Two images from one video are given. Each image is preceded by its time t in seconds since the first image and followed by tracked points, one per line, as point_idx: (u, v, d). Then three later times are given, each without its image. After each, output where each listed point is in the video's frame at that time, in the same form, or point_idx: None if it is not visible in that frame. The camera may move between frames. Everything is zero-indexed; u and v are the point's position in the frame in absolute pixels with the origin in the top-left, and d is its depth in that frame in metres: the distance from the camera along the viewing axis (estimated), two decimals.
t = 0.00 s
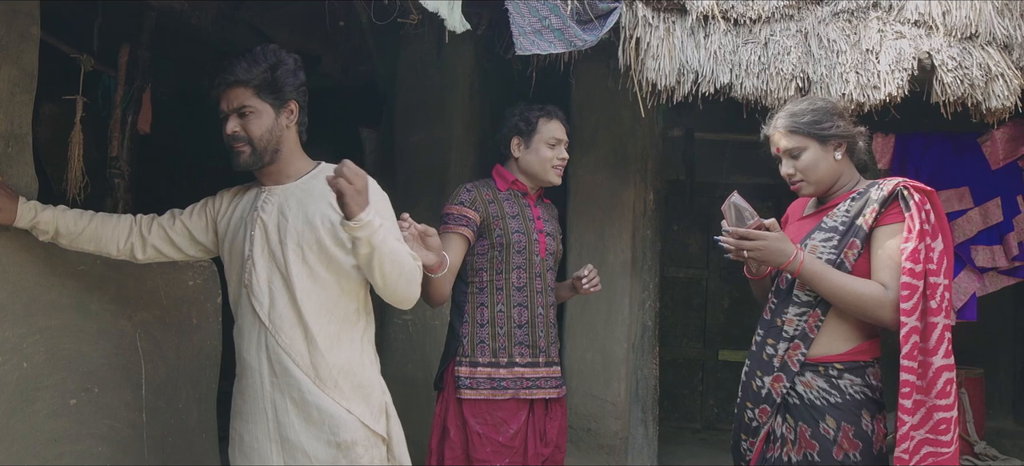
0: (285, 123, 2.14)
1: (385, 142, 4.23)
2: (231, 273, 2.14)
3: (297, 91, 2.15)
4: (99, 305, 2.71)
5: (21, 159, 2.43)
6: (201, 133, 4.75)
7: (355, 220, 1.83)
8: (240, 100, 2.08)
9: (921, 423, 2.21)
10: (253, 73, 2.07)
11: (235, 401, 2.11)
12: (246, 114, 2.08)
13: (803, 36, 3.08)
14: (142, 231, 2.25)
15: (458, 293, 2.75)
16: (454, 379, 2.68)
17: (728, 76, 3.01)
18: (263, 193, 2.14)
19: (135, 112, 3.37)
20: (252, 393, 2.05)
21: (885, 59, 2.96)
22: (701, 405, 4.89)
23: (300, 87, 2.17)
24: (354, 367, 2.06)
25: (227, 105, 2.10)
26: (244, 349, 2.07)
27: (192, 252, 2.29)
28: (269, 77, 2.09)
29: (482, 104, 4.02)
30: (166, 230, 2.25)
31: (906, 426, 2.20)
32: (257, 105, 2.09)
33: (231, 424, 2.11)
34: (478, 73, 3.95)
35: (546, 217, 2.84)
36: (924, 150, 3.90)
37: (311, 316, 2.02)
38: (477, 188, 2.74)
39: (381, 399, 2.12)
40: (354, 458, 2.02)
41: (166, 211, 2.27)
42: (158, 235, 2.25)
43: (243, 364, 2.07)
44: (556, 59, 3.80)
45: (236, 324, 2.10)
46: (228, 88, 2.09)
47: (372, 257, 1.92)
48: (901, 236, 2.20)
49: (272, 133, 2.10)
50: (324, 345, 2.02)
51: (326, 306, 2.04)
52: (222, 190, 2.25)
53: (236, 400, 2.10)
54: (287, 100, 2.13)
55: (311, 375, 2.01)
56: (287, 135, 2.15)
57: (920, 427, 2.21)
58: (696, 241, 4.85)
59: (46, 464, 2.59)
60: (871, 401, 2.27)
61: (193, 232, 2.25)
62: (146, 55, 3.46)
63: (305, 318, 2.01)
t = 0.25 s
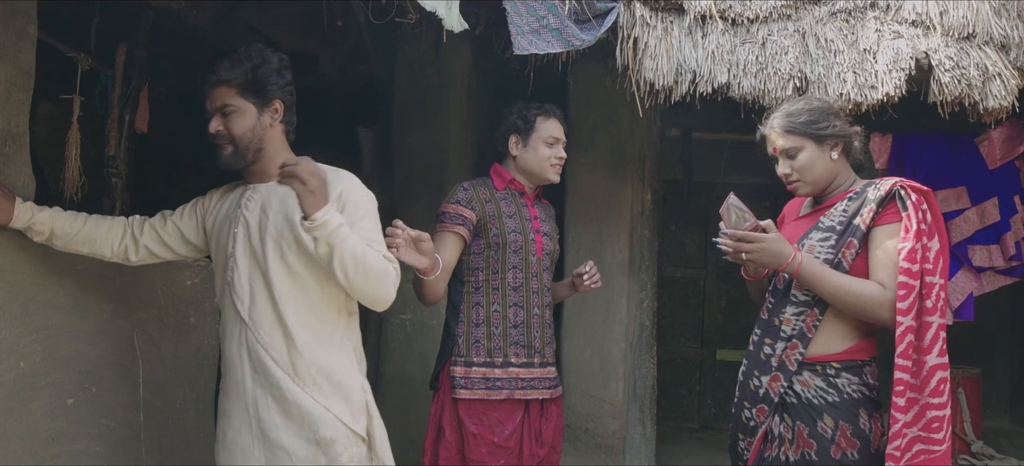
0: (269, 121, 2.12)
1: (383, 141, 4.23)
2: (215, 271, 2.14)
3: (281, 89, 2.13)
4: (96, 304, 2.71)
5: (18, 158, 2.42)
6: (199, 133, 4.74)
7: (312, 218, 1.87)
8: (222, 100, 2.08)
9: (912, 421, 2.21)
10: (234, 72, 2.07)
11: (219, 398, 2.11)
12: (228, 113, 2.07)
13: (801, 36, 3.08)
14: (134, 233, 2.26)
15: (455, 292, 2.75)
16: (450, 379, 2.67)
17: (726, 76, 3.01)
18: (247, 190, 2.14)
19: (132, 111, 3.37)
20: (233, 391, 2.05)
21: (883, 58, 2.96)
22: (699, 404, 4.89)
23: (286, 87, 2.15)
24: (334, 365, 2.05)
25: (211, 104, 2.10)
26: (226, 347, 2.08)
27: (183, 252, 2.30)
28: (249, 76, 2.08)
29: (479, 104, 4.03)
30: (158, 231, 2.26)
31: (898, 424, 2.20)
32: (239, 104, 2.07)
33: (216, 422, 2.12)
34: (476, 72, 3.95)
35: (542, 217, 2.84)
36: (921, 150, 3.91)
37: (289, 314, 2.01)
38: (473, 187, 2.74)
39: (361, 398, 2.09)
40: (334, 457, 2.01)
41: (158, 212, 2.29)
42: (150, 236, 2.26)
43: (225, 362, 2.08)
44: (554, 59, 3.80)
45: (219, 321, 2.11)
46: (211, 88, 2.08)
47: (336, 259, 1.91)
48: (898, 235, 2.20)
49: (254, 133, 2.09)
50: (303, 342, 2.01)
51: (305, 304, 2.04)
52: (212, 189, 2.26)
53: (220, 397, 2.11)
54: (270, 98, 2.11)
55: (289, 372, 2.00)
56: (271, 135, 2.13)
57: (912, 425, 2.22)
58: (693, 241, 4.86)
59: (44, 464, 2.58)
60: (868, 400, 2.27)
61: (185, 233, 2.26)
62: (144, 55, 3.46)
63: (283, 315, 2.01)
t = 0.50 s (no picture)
0: (245, 120, 2.14)
1: (380, 141, 4.22)
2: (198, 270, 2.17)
3: (258, 88, 2.15)
4: (93, 304, 2.70)
5: (14, 157, 2.42)
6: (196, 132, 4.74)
7: (269, 228, 1.83)
8: (199, 101, 2.13)
9: (910, 419, 2.22)
10: (210, 75, 2.12)
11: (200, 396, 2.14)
12: (204, 114, 2.12)
13: (798, 36, 3.08)
14: (124, 236, 2.29)
15: (449, 291, 2.75)
16: (444, 378, 2.67)
17: (723, 75, 3.02)
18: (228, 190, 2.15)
19: (130, 110, 3.35)
20: (211, 389, 2.07)
21: (879, 58, 2.96)
22: (696, 403, 4.89)
23: (264, 86, 2.17)
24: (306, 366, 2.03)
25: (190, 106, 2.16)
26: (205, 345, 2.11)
27: (173, 253, 2.32)
28: (223, 77, 2.11)
29: (477, 103, 4.02)
30: (146, 233, 2.29)
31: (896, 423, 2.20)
32: (213, 105, 2.12)
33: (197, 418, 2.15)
34: (474, 72, 3.95)
35: (537, 217, 2.84)
36: (918, 150, 3.91)
37: (262, 314, 2.02)
38: (468, 187, 2.74)
39: (335, 400, 2.08)
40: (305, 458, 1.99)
41: (147, 215, 2.32)
42: (139, 238, 2.29)
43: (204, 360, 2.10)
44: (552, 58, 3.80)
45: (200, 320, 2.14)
46: (188, 90, 2.14)
47: (299, 264, 1.90)
48: (896, 234, 2.20)
49: (229, 132, 2.13)
50: (275, 344, 2.01)
51: (278, 303, 2.04)
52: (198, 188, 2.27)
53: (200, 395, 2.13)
54: (246, 98, 2.13)
55: (261, 372, 2.01)
56: (248, 134, 2.16)
57: (911, 424, 2.22)
58: (690, 241, 4.86)
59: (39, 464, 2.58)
60: (866, 398, 2.27)
61: (173, 233, 2.28)
62: (140, 54, 3.45)
63: (256, 315, 2.02)
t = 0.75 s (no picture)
0: (223, 119, 2.15)
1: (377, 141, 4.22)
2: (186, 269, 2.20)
3: (238, 87, 2.15)
4: (88, 304, 2.70)
5: (9, 156, 2.41)
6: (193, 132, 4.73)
7: (227, 231, 1.83)
8: (180, 100, 2.16)
9: (911, 418, 2.22)
10: (190, 74, 2.14)
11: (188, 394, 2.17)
12: (184, 113, 2.15)
13: (795, 36, 3.08)
14: (116, 237, 2.30)
15: (444, 291, 2.75)
16: (438, 377, 2.67)
17: (719, 75, 3.02)
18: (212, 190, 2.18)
19: (126, 110, 3.34)
20: (192, 388, 2.10)
21: (876, 57, 2.96)
22: (694, 403, 4.89)
23: (245, 84, 2.17)
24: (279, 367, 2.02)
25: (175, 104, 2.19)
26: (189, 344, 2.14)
27: (164, 254, 2.33)
28: (202, 77, 2.13)
29: (474, 103, 4.02)
30: (138, 234, 2.30)
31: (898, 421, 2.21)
32: (192, 104, 2.14)
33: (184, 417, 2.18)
34: (471, 71, 3.95)
35: (533, 217, 2.84)
36: (914, 149, 3.92)
37: (234, 314, 2.02)
38: (463, 187, 2.74)
39: (309, 404, 2.05)
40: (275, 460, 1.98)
41: (139, 216, 2.32)
42: (131, 239, 2.30)
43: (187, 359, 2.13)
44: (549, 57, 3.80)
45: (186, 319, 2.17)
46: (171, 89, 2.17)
47: (262, 263, 1.89)
48: (895, 233, 2.21)
49: (208, 131, 2.14)
50: (247, 344, 2.01)
51: (252, 303, 2.04)
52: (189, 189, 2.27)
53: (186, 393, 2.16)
54: (224, 96, 2.13)
55: (234, 372, 2.01)
56: (228, 132, 2.16)
57: (913, 422, 2.22)
58: (687, 241, 4.87)
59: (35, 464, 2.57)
60: (864, 397, 2.28)
61: (165, 234, 2.28)
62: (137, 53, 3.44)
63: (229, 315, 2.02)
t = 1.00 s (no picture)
0: (208, 114, 2.13)
1: (374, 140, 4.21)
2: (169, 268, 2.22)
3: (222, 83, 2.13)
4: (84, 303, 2.69)
5: (4, 155, 2.41)
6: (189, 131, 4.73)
7: (184, 242, 1.81)
8: (166, 95, 2.15)
9: (911, 415, 2.21)
10: (176, 68, 2.12)
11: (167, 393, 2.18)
12: (170, 108, 2.14)
13: (791, 34, 3.09)
14: (108, 236, 2.29)
15: (441, 290, 2.75)
16: (435, 375, 2.67)
17: (716, 74, 3.02)
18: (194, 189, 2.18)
19: (122, 108, 3.34)
20: (166, 388, 2.11)
21: (872, 56, 2.97)
22: (691, 402, 4.89)
23: (231, 80, 2.15)
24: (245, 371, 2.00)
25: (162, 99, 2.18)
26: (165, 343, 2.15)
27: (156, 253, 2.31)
28: (188, 72, 2.11)
29: (471, 101, 4.02)
30: (129, 233, 2.28)
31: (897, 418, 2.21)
32: (177, 99, 2.13)
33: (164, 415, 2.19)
34: (467, 70, 3.95)
35: (531, 217, 2.84)
36: (911, 149, 3.92)
37: (202, 316, 2.01)
38: (461, 186, 2.74)
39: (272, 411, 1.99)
40: None
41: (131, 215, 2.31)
42: (123, 238, 2.28)
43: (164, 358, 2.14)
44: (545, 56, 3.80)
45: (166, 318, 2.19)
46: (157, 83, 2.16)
47: (225, 273, 1.86)
48: (892, 231, 2.21)
49: (192, 126, 2.13)
50: (212, 347, 2.00)
51: (222, 305, 2.02)
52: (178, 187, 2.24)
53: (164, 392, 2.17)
54: (209, 92, 2.11)
55: (200, 374, 2.00)
56: (213, 128, 2.15)
57: (913, 420, 2.22)
58: (684, 240, 4.88)
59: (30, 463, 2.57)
60: (860, 395, 2.28)
61: (155, 233, 2.26)
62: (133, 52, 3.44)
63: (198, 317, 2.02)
